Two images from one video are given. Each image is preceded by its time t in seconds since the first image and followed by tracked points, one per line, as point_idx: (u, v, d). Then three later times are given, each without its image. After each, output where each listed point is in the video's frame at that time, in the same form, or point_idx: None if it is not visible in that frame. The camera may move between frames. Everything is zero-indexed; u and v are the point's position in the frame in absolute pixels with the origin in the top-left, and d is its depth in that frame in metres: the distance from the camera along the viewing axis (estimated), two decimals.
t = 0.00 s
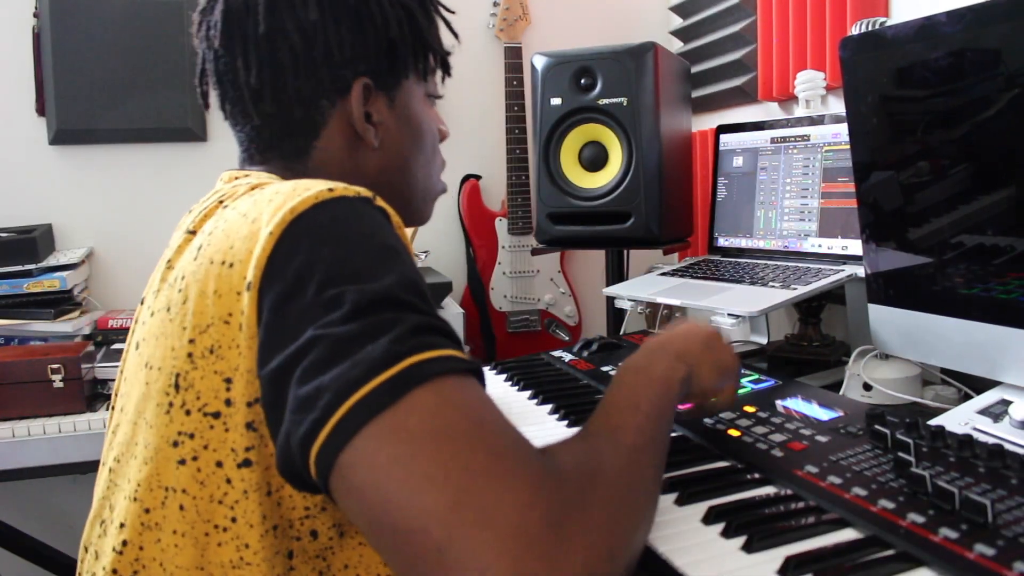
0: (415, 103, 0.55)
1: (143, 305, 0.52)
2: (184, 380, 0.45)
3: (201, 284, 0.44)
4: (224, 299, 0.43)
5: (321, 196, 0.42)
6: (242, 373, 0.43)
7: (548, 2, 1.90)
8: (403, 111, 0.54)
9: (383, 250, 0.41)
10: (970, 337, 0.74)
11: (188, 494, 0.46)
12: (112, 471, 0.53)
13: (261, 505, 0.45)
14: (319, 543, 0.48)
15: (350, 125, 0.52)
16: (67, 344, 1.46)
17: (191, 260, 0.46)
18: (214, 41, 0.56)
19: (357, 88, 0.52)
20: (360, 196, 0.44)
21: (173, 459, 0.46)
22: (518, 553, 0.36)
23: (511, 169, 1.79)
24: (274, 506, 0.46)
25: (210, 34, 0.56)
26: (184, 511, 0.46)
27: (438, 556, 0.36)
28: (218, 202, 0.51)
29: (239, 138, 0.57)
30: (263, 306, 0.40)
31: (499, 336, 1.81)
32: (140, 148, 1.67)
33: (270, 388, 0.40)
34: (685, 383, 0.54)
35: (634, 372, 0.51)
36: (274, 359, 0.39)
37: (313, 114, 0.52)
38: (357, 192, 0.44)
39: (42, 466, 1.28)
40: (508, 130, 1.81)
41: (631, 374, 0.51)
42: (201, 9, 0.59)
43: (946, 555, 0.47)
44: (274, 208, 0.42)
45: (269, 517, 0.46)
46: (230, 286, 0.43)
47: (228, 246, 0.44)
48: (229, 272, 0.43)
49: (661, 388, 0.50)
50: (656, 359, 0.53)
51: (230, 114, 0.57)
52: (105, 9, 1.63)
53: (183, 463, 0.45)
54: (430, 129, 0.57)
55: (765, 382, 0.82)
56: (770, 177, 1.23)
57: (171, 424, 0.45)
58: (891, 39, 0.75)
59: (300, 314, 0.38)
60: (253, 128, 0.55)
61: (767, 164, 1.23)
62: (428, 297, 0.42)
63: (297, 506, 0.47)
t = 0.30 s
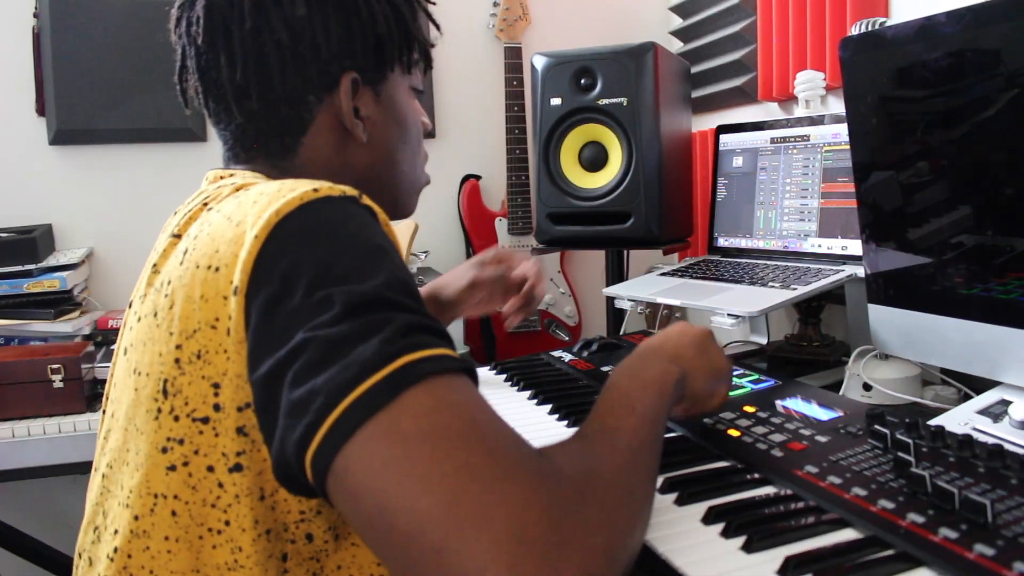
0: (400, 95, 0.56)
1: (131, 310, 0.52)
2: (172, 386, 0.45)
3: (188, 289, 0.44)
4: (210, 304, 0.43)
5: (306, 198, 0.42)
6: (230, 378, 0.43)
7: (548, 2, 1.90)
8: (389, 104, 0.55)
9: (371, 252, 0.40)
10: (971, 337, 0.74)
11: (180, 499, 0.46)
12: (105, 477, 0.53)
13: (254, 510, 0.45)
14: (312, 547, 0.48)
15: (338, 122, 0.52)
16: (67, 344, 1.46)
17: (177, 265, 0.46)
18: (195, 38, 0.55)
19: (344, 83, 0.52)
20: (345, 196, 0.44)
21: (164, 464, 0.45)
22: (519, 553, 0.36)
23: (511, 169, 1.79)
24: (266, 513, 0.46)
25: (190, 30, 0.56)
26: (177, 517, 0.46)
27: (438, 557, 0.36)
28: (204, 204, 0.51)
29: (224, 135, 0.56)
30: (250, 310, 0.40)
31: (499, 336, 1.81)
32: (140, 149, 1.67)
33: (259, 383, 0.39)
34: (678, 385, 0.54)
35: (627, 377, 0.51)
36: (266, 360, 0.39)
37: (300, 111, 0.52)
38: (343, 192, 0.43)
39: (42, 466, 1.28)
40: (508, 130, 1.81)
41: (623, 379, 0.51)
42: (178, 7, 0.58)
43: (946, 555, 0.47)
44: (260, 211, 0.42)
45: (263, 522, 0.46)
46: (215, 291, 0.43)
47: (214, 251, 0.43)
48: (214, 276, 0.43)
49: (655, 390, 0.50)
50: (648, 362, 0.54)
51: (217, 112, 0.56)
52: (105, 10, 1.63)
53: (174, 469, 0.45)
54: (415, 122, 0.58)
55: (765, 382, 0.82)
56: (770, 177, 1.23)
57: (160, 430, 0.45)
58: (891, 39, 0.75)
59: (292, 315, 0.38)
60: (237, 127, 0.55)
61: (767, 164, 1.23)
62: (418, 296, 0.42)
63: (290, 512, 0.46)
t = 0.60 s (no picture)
0: (393, 93, 0.55)
1: (127, 313, 0.52)
2: (169, 389, 0.44)
3: (182, 291, 0.44)
4: (208, 307, 0.43)
5: (301, 200, 0.42)
6: (227, 381, 0.43)
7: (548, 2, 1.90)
8: (381, 100, 0.54)
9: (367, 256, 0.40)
10: (971, 337, 0.74)
11: (180, 502, 0.46)
12: (105, 480, 0.52)
13: (254, 511, 0.45)
14: (310, 547, 0.49)
15: (329, 116, 0.52)
16: (66, 343, 1.46)
17: (172, 268, 0.46)
18: (185, 31, 0.55)
19: (336, 77, 0.51)
20: (342, 197, 0.43)
21: (161, 468, 0.45)
22: (514, 561, 0.36)
23: (511, 169, 1.79)
24: (265, 512, 0.46)
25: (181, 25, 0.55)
26: (176, 520, 0.46)
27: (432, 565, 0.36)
28: (198, 205, 0.50)
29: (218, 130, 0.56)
30: (244, 314, 0.40)
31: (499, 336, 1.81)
32: (140, 149, 1.67)
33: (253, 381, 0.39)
34: (676, 381, 0.53)
35: (623, 374, 0.51)
36: (260, 366, 0.39)
37: (291, 105, 0.52)
38: (338, 194, 0.43)
39: (42, 466, 1.28)
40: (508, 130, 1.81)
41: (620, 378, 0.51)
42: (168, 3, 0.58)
43: (946, 555, 0.47)
44: (253, 214, 0.42)
45: (260, 524, 0.46)
46: (211, 293, 0.43)
47: (209, 253, 0.43)
48: (210, 278, 0.43)
49: (652, 388, 0.50)
50: (647, 360, 0.53)
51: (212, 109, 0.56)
52: (105, 10, 1.63)
53: (172, 472, 0.45)
54: (408, 120, 0.57)
55: (765, 382, 0.82)
56: (770, 177, 1.23)
57: (159, 433, 0.45)
58: (891, 39, 0.75)
59: (288, 317, 0.38)
60: (229, 121, 0.55)
61: (767, 164, 1.23)
62: (415, 300, 0.42)
63: (289, 512, 0.47)
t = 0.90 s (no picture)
0: (397, 91, 0.56)
1: (130, 317, 0.52)
2: (167, 393, 0.44)
3: (180, 296, 0.44)
4: (203, 312, 0.43)
5: (300, 206, 0.41)
6: (226, 384, 0.43)
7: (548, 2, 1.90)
8: (386, 99, 0.55)
9: (365, 264, 0.40)
10: (971, 337, 0.74)
11: (181, 505, 0.46)
12: (107, 479, 0.52)
13: (253, 514, 0.46)
14: (312, 549, 0.50)
15: (334, 115, 0.52)
16: (66, 343, 1.46)
17: (173, 272, 0.46)
18: (190, 31, 0.55)
19: (340, 75, 0.52)
20: (341, 203, 0.43)
21: (162, 471, 0.45)
22: None
23: (511, 169, 1.79)
24: (265, 515, 0.47)
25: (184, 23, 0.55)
26: (177, 523, 0.46)
27: None
28: (201, 208, 0.50)
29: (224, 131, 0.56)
30: (242, 317, 0.40)
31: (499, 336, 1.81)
32: (140, 149, 1.67)
33: (251, 380, 0.39)
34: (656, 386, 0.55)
35: (598, 389, 0.51)
36: (261, 368, 0.39)
37: (296, 105, 0.52)
38: (339, 199, 0.43)
39: (42, 466, 1.28)
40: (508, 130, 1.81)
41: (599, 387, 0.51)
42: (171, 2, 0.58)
43: (947, 555, 0.47)
44: (253, 219, 0.42)
45: (260, 526, 0.46)
46: (207, 299, 0.43)
47: (207, 258, 0.43)
48: (207, 283, 0.43)
49: (630, 399, 0.50)
50: (625, 364, 0.54)
51: (216, 109, 0.56)
52: (105, 9, 1.63)
53: (172, 475, 0.45)
54: (415, 118, 0.58)
55: (765, 382, 0.82)
56: (770, 177, 1.23)
57: (159, 436, 0.45)
58: (891, 39, 0.75)
59: (286, 322, 0.38)
60: (235, 121, 0.55)
61: (767, 164, 1.23)
62: (410, 311, 0.42)
63: (283, 512, 0.48)
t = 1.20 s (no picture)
0: (395, 90, 0.55)
1: (129, 319, 0.52)
2: (165, 397, 0.44)
3: (178, 300, 0.44)
4: (199, 316, 0.42)
5: (298, 211, 0.41)
6: (223, 389, 0.43)
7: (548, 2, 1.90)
8: (383, 99, 0.54)
9: (363, 271, 0.40)
10: (971, 337, 0.74)
11: (180, 509, 0.46)
12: (106, 481, 0.53)
13: (251, 518, 0.46)
14: (308, 554, 0.50)
15: (328, 114, 0.52)
16: (66, 343, 1.46)
17: (171, 275, 0.46)
18: (184, 26, 0.55)
19: (334, 74, 0.51)
20: (341, 208, 0.43)
21: (160, 475, 0.45)
22: None
23: (511, 169, 1.79)
24: (263, 520, 0.47)
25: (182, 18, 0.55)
26: (176, 527, 0.46)
27: None
28: (200, 211, 0.50)
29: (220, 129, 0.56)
30: (236, 322, 0.40)
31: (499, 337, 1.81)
32: (141, 149, 1.67)
33: (251, 380, 0.39)
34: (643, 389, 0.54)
35: (588, 390, 0.51)
36: (261, 370, 0.39)
37: (288, 103, 0.52)
38: (338, 205, 0.43)
39: (42, 466, 1.28)
40: (508, 130, 1.81)
41: (587, 391, 0.50)
42: None
43: (947, 556, 0.47)
44: (251, 224, 0.42)
45: (258, 531, 0.46)
46: (204, 303, 0.42)
47: (205, 261, 0.43)
48: (204, 287, 0.43)
49: (618, 401, 0.50)
50: (612, 367, 0.53)
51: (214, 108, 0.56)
52: (105, 9, 1.63)
53: (170, 480, 0.45)
54: (414, 118, 0.58)
55: (765, 382, 0.82)
56: (770, 177, 1.23)
57: (156, 440, 0.45)
58: (891, 39, 0.75)
59: (286, 326, 0.38)
60: (228, 118, 0.55)
61: (767, 164, 1.23)
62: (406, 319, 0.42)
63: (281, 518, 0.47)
